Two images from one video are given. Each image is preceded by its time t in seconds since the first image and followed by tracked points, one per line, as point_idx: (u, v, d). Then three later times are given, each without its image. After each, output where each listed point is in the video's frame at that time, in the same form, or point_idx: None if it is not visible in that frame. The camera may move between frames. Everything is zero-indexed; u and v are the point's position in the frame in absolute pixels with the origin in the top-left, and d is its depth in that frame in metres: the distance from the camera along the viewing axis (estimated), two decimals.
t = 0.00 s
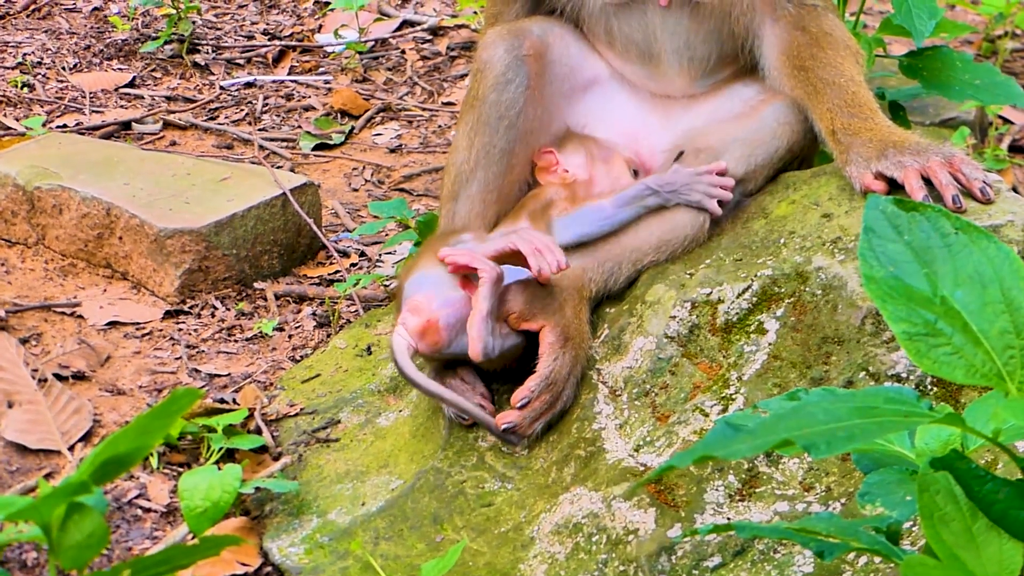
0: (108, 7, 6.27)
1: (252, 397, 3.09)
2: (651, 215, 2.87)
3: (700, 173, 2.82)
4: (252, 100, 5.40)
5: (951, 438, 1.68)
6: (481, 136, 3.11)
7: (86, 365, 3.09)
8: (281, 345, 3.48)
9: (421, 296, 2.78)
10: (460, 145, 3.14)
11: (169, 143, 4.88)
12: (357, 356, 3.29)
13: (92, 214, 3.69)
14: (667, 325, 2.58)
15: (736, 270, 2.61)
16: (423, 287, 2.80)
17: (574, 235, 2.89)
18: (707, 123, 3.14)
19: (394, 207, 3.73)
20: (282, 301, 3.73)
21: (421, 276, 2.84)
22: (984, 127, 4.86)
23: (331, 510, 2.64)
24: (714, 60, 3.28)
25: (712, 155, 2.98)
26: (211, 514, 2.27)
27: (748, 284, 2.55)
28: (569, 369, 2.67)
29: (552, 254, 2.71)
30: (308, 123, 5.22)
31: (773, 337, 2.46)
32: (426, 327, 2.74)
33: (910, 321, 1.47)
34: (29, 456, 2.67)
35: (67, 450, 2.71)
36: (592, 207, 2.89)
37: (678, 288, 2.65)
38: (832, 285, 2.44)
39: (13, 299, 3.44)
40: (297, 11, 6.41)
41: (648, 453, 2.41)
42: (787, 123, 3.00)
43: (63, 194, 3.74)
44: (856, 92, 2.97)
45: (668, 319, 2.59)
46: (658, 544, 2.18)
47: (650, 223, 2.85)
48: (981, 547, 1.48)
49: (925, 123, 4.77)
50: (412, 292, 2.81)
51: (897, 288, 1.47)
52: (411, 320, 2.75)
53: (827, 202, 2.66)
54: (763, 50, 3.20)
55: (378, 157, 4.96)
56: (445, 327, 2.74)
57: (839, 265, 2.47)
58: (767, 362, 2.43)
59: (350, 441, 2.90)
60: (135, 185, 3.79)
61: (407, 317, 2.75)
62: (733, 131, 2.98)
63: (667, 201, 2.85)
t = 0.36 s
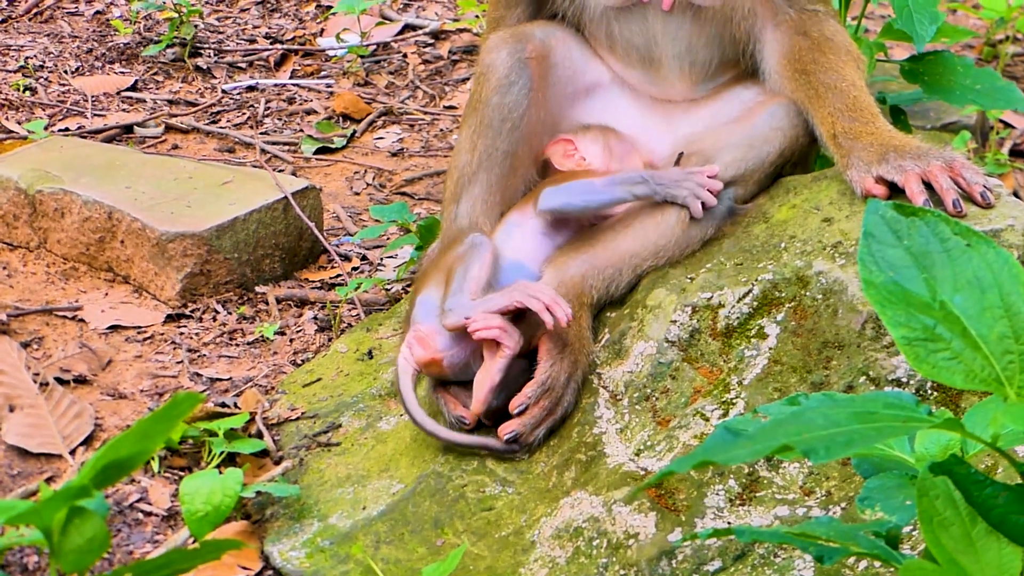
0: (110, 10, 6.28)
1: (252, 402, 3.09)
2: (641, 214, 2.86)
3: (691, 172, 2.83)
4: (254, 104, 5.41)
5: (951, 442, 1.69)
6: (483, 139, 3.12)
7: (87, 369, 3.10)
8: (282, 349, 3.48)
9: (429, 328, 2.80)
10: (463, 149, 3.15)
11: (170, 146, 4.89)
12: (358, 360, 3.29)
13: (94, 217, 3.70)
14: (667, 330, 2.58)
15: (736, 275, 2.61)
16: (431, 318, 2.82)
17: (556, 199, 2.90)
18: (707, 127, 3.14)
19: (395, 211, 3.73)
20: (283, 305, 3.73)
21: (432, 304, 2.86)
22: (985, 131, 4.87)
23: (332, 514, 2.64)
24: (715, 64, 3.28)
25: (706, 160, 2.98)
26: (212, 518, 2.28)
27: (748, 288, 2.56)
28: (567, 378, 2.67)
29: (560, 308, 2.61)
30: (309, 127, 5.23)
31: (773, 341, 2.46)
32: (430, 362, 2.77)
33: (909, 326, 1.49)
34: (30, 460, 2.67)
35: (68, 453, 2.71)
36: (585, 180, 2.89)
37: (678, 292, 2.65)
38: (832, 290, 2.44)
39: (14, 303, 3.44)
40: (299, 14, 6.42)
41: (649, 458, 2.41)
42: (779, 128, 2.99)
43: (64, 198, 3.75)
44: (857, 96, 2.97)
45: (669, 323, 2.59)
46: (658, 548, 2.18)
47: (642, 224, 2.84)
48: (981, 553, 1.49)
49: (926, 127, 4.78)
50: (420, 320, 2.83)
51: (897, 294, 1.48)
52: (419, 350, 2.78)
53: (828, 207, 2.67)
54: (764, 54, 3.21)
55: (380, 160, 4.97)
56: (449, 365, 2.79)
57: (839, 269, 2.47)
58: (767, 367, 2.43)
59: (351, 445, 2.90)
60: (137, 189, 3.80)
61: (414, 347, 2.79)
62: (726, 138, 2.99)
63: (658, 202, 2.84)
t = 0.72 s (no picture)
0: (110, 14, 6.29)
1: (252, 406, 3.08)
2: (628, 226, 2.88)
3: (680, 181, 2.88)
4: (254, 108, 5.41)
5: (950, 446, 1.69)
6: (483, 143, 3.12)
7: (87, 373, 3.10)
8: (282, 352, 3.48)
9: (437, 337, 2.76)
10: (463, 153, 3.15)
11: (171, 150, 4.90)
12: (358, 363, 3.29)
13: (94, 221, 3.70)
14: (667, 334, 2.59)
15: (736, 279, 2.62)
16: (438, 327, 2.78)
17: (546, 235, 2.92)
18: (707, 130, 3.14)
19: (395, 215, 3.73)
20: (283, 309, 3.73)
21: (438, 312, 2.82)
22: (985, 135, 4.87)
23: (332, 517, 2.64)
24: (714, 69, 3.29)
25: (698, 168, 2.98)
26: (211, 522, 2.28)
27: (748, 292, 2.56)
28: (565, 385, 2.66)
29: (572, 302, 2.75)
30: (310, 131, 5.23)
31: (773, 345, 2.46)
32: (435, 371, 2.73)
33: (908, 330, 1.49)
34: (30, 464, 2.67)
35: (68, 457, 2.71)
36: (575, 211, 2.93)
37: (678, 295, 2.65)
38: (832, 294, 2.44)
39: (14, 307, 3.45)
40: (299, 18, 6.42)
41: (648, 462, 2.42)
42: (769, 136, 2.97)
43: (65, 202, 3.75)
44: (856, 101, 2.97)
45: (669, 327, 2.59)
46: (658, 552, 2.18)
47: (640, 232, 2.86)
48: (981, 557, 1.49)
49: (926, 131, 4.78)
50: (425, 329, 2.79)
51: (896, 298, 1.48)
52: (424, 356, 2.74)
53: (828, 211, 2.66)
54: (763, 60, 3.22)
55: (380, 164, 4.97)
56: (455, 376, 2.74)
57: (839, 273, 2.47)
58: (767, 371, 2.43)
59: (351, 449, 2.90)
60: (137, 193, 3.80)
61: (419, 354, 2.74)
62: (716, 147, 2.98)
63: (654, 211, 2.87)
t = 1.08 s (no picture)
0: (108, 19, 6.29)
1: (250, 410, 3.10)
2: (619, 236, 2.86)
3: (670, 189, 2.86)
4: (252, 113, 5.41)
5: (947, 450, 1.71)
6: (481, 147, 3.12)
7: (85, 378, 3.09)
8: (280, 357, 3.48)
9: (414, 324, 2.71)
10: (460, 157, 3.15)
11: (168, 155, 4.90)
12: (356, 368, 3.29)
13: (92, 226, 3.70)
14: (665, 338, 2.60)
15: (734, 283, 2.62)
16: (417, 317, 2.73)
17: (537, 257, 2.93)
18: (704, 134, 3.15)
19: (393, 219, 3.74)
20: (281, 313, 3.73)
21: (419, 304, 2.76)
22: (983, 139, 4.88)
23: (330, 522, 2.64)
24: (710, 74, 3.29)
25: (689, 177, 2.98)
26: (209, 527, 2.27)
27: (746, 296, 2.56)
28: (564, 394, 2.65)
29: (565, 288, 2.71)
30: (307, 136, 5.23)
31: (771, 349, 2.47)
32: (414, 358, 2.67)
33: (905, 334, 1.49)
34: (27, 469, 2.67)
35: (65, 462, 2.71)
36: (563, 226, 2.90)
37: (676, 300, 2.66)
38: (829, 298, 2.45)
39: (12, 312, 3.44)
40: (297, 23, 6.42)
41: (647, 466, 2.42)
42: (760, 142, 2.96)
43: (62, 206, 3.75)
44: (852, 105, 2.98)
45: (666, 331, 2.61)
46: (656, 557, 2.19)
47: (636, 240, 2.84)
48: (979, 563, 1.49)
49: (924, 136, 4.79)
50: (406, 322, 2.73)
51: (892, 302, 1.49)
52: (403, 346, 2.68)
53: (825, 215, 2.67)
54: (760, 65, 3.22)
55: (378, 169, 4.97)
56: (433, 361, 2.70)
57: (836, 277, 2.47)
58: (765, 375, 2.44)
59: (348, 454, 2.90)
60: (135, 198, 3.80)
61: (397, 344, 2.68)
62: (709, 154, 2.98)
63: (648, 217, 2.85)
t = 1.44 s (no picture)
0: (103, 23, 6.28)
1: (248, 413, 3.09)
2: (604, 252, 2.90)
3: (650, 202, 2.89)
4: (248, 116, 5.41)
5: (948, 452, 1.71)
6: (478, 150, 3.11)
7: (82, 382, 3.08)
8: (278, 361, 3.47)
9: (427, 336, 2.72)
10: (457, 161, 3.13)
11: (165, 158, 4.89)
12: (353, 372, 3.29)
13: (88, 230, 3.69)
14: (664, 340, 2.59)
15: (732, 285, 2.62)
16: (428, 327, 2.76)
17: (530, 284, 2.93)
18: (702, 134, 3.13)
19: (390, 222, 3.73)
20: (278, 317, 3.73)
21: (429, 311, 2.79)
22: (979, 141, 4.89)
23: (328, 526, 2.63)
24: (707, 77, 3.29)
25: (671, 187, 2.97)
26: (207, 531, 2.26)
27: (745, 299, 2.56)
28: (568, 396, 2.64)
29: (564, 309, 2.78)
30: (304, 139, 5.23)
31: (770, 351, 2.46)
32: (423, 367, 2.66)
33: (907, 336, 1.49)
34: (25, 473, 2.66)
35: (63, 467, 2.70)
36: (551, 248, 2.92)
37: (675, 302, 2.66)
38: (828, 300, 2.44)
39: (8, 316, 3.44)
40: (292, 27, 6.41)
41: (646, 469, 2.42)
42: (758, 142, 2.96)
43: (59, 211, 3.74)
44: (850, 107, 2.98)
45: (665, 333, 2.60)
46: (656, 559, 2.18)
47: (632, 248, 2.86)
48: (980, 563, 1.50)
49: (920, 138, 4.79)
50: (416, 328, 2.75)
51: (894, 303, 1.49)
52: (413, 354, 2.67)
53: (824, 217, 2.67)
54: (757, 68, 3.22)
55: (375, 172, 4.97)
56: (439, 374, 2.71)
57: (835, 279, 2.47)
58: (764, 377, 2.43)
59: (347, 457, 2.89)
60: (132, 202, 3.79)
61: (409, 350, 2.67)
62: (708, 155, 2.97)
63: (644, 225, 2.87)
